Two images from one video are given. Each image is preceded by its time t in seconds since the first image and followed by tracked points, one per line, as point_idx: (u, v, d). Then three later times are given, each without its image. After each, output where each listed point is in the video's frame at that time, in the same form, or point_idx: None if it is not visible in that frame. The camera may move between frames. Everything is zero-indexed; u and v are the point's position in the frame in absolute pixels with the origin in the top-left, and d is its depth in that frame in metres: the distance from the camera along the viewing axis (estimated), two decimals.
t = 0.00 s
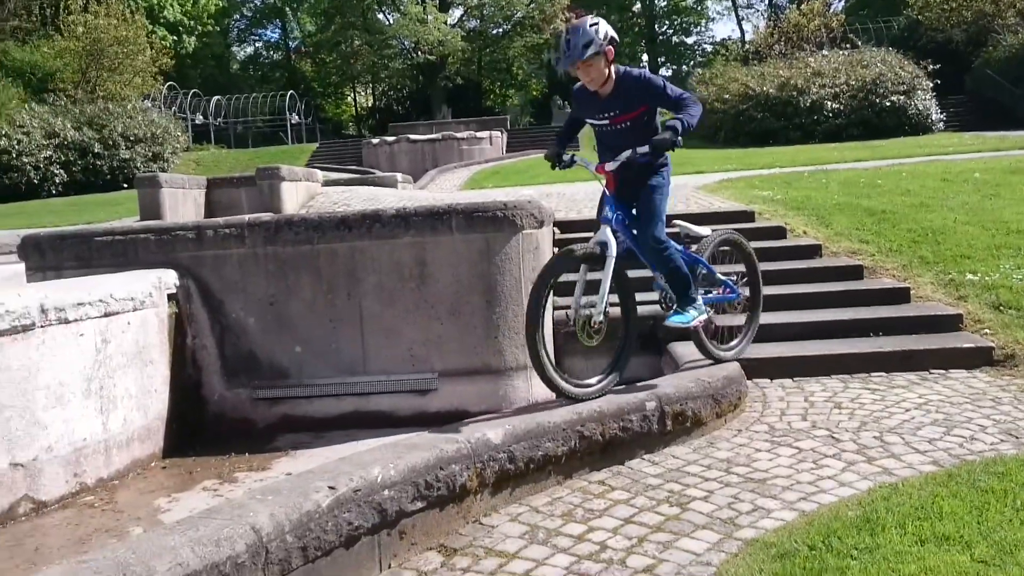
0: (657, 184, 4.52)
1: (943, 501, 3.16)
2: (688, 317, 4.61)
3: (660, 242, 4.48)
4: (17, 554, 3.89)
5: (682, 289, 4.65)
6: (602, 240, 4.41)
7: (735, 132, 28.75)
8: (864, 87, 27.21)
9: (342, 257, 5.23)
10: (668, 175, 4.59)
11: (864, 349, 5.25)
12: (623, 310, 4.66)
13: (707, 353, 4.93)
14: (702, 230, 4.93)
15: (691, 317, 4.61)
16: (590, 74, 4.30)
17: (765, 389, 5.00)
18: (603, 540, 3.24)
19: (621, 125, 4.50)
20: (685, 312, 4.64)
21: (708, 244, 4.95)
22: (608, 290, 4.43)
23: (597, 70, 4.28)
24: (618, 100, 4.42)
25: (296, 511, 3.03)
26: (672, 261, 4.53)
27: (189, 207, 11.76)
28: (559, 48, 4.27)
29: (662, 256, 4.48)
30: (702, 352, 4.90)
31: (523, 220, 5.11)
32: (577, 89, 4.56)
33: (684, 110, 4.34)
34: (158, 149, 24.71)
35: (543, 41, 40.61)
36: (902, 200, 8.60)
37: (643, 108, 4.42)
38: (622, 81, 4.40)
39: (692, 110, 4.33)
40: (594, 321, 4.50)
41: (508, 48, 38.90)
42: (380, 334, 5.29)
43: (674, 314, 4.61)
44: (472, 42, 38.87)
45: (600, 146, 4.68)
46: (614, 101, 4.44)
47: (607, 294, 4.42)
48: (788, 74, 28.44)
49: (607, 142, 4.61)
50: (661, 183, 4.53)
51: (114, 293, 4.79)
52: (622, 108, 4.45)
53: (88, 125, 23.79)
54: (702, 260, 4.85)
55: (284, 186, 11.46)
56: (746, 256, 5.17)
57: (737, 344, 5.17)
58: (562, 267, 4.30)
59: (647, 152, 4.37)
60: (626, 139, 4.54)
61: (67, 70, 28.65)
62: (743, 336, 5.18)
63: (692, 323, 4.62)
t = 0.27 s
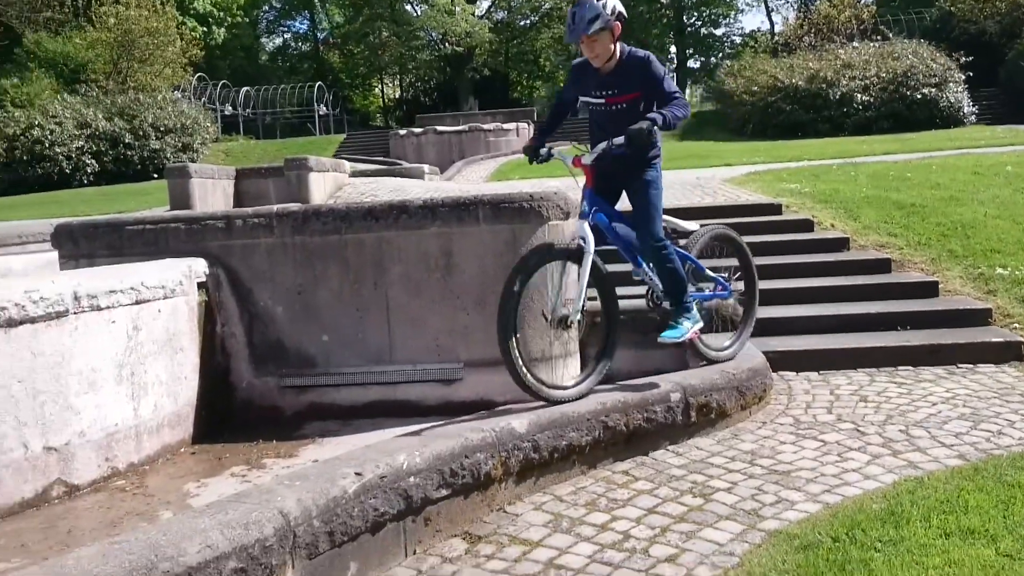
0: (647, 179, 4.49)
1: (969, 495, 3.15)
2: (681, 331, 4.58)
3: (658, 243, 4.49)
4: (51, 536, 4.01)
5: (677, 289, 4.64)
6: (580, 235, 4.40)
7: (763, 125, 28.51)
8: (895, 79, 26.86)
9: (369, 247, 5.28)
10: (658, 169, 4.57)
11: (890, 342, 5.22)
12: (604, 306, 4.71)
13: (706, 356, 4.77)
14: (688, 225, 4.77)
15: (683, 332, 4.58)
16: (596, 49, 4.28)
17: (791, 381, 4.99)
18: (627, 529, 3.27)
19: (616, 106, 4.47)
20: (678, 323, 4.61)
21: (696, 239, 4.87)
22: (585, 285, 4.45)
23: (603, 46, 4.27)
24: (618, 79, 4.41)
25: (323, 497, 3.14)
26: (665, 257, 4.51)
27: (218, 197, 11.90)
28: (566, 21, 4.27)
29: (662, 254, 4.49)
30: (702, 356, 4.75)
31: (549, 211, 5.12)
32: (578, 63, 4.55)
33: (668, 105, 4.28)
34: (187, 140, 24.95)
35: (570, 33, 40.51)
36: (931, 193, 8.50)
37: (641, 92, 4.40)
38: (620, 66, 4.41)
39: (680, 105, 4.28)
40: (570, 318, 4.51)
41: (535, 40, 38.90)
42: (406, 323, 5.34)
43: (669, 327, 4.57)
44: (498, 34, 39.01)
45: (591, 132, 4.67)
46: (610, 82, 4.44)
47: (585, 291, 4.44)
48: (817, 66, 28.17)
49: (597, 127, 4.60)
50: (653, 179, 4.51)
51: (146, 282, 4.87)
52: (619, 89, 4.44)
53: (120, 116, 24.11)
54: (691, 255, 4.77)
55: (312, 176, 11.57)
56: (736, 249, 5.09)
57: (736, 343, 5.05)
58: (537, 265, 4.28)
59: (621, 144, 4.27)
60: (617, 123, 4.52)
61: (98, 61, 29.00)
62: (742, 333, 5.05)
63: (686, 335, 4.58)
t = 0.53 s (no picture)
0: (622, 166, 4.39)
1: (1003, 491, 3.11)
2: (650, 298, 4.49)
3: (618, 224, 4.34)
4: (92, 520, 4.13)
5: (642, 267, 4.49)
6: (556, 232, 4.19)
7: (799, 116, 28.11)
8: (936, 70, 26.31)
9: (402, 238, 5.33)
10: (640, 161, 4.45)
11: (926, 337, 5.15)
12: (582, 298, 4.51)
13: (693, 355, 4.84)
14: (677, 222, 4.62)
15: (653, 297, 4.51)
16: (598, 28, 4.17)
17: (823, 375, 4.97)
18: (656, 521, 3.30)
19: (611, 91, 4.34)
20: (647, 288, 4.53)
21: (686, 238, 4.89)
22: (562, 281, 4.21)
23: (603, 27, 4.16)
24: (616, 64, 4.29)
25: (355, 485, 3.20)
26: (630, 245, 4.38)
27: (254, 188, 12.05)
28: None
29: (622, 241, 4.34)
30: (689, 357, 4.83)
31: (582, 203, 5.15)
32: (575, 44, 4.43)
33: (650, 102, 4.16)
34: (224, 132, 25.22)
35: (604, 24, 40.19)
36: (971, 186, 8.35)
37: (636, 80, 4.27)
38: (620, 50, 4.28)
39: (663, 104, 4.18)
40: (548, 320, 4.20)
41: (569, 31, 38.70)
42: (438, 315, 5.38)
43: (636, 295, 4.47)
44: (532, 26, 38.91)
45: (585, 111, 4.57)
46: (609, 63, 4.30)
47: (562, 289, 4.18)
48: (856, 57, 27.69)
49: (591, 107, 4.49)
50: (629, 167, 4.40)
51: (183, 272, 4.97)
52: (615, 74, 4.31)
53: (158, 109, 24.46)
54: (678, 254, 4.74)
55: (346, 168, 11.66)
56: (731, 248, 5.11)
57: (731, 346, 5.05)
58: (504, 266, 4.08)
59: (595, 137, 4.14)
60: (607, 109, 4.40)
61: (138, 54, 29.39)
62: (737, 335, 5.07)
63: (656, 303, 4.52)
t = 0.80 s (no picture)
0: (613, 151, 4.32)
1: None
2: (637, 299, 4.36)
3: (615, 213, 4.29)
4: (137, 502, 4.29)
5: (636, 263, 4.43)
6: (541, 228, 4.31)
7: (841, 106, 27.70)
8: (982, 58, 25.70)
9: (438, 230, 5.42)
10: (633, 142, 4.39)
11: (963, 330, 5.09)
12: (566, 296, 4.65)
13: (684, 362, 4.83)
14: (677, 219, 4.69)
15: (638, 300, 4.36)
16: (565, 8, 4.25)
17: (857, 367, 4.95)
18: (684, 509, 3.34)
19: (587, 70, 4.38)
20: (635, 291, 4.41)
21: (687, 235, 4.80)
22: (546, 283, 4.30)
23: (573, 7, 4.23)
24: (589, 42, 4.33)
25: (389, 470, 3.30)
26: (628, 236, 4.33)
27: (295, 180, 12.22)
28: None
29: (617, 229, 4.29)
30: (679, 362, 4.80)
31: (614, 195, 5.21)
32: (551, 29, 4.49)
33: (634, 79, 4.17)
34: (266, 124, 25.54)
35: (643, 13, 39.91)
36: (1015, 177, 8.19)
37: (610, 54, 4.30)
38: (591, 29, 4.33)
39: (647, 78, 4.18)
40: (527, 318, 4.33)
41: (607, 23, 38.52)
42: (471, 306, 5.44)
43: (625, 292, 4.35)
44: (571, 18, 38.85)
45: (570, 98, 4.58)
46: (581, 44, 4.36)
47: (544, 289, 4.28)
48: (899, 46, 27.19)
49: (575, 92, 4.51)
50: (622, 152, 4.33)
51: (224, 263, 5.09)
52: (589, 51, 4.35)
53: (202, 102, 24.87)
54: (676, 251, 4.68)
55: (385, 160, 11.76)
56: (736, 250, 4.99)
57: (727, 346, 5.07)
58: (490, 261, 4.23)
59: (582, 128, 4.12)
60: (590, 90, 4.42)
61: (182, 48, 29.91)
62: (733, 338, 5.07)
63: (643, 304, 4.38)
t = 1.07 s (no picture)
0: (601, 153, 4.12)
1: None
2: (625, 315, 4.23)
3: (604, 221, 4.13)
4: (186, 486, 4.47)
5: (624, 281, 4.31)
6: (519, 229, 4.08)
7: (889, 95, 27.20)
8: None
9: (476, 222, 5.50)
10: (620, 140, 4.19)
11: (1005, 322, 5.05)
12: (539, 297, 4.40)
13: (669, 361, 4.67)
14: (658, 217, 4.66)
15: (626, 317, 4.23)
16: None
17: (894, 358, 4.99)
18: (717, 498, 3.54)
19: (566, 60, 4.14)
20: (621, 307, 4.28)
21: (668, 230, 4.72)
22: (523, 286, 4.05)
23: None
24: (567, 30, 4.10)
25: (425, 455, 3.42)
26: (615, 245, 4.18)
27: (340, 174, 12.41)
28: None
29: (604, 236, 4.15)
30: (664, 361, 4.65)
31: (651, 188, 5.46)
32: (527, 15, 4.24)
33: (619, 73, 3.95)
34: (312, 118, 25.86)
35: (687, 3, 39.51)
36: None
37: (590, 42, 4.07)
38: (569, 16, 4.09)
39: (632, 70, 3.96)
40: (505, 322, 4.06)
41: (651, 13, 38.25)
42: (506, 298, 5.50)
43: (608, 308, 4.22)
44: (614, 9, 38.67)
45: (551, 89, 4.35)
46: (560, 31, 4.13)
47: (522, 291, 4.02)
48: (950, 34, 26.59)
49: (554, 83, 4.28)
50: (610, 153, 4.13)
51: (269, 256, 5.23)
52: (569, 40, 4.11)
53: (249, 96, 25.30)
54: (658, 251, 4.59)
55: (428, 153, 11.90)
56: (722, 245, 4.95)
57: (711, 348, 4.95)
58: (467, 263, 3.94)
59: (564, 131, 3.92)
60: (570, 82, 4.20)
61: (229, 44, 30.43)
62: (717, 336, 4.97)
63: (629, 323, 4.23)
